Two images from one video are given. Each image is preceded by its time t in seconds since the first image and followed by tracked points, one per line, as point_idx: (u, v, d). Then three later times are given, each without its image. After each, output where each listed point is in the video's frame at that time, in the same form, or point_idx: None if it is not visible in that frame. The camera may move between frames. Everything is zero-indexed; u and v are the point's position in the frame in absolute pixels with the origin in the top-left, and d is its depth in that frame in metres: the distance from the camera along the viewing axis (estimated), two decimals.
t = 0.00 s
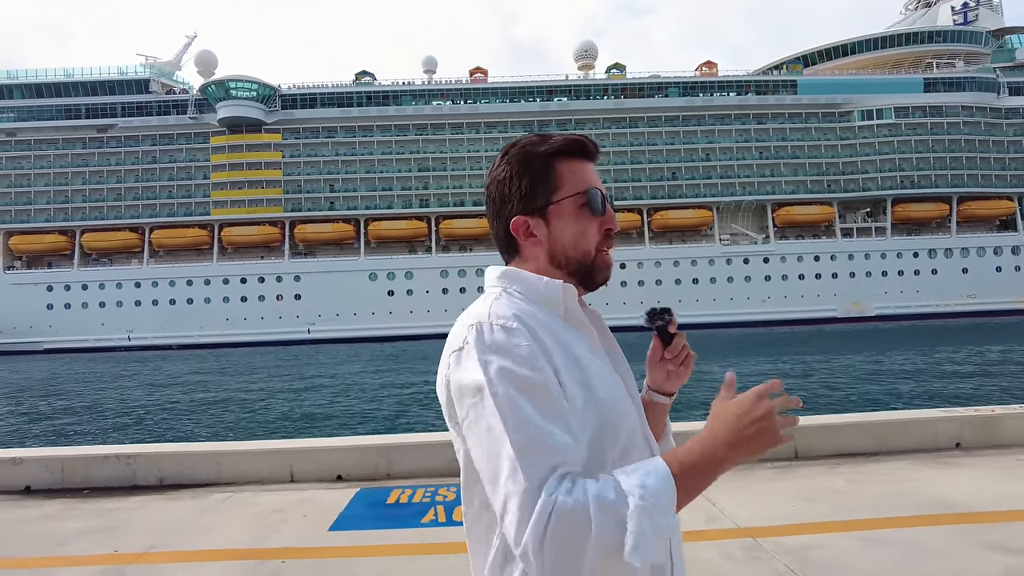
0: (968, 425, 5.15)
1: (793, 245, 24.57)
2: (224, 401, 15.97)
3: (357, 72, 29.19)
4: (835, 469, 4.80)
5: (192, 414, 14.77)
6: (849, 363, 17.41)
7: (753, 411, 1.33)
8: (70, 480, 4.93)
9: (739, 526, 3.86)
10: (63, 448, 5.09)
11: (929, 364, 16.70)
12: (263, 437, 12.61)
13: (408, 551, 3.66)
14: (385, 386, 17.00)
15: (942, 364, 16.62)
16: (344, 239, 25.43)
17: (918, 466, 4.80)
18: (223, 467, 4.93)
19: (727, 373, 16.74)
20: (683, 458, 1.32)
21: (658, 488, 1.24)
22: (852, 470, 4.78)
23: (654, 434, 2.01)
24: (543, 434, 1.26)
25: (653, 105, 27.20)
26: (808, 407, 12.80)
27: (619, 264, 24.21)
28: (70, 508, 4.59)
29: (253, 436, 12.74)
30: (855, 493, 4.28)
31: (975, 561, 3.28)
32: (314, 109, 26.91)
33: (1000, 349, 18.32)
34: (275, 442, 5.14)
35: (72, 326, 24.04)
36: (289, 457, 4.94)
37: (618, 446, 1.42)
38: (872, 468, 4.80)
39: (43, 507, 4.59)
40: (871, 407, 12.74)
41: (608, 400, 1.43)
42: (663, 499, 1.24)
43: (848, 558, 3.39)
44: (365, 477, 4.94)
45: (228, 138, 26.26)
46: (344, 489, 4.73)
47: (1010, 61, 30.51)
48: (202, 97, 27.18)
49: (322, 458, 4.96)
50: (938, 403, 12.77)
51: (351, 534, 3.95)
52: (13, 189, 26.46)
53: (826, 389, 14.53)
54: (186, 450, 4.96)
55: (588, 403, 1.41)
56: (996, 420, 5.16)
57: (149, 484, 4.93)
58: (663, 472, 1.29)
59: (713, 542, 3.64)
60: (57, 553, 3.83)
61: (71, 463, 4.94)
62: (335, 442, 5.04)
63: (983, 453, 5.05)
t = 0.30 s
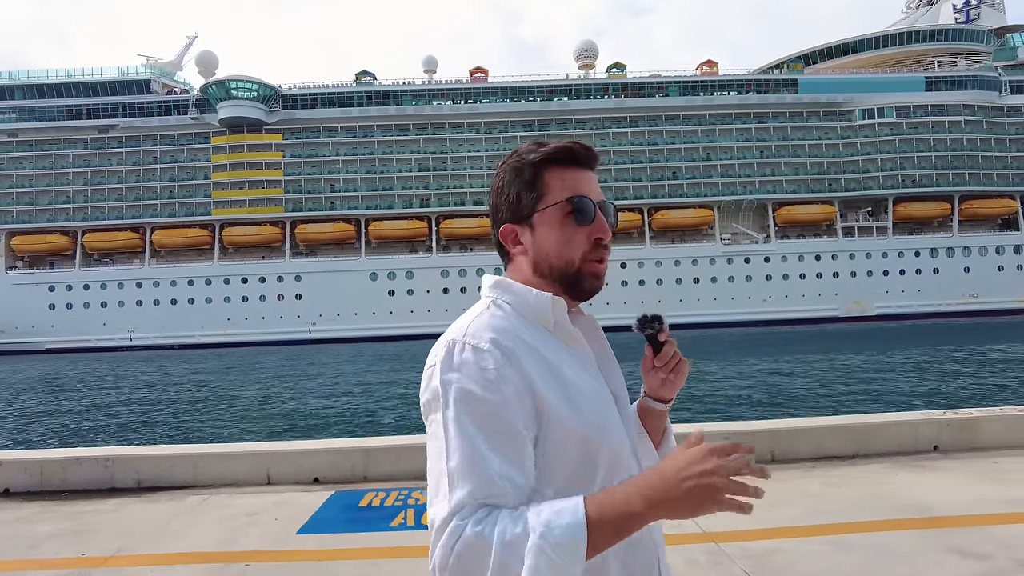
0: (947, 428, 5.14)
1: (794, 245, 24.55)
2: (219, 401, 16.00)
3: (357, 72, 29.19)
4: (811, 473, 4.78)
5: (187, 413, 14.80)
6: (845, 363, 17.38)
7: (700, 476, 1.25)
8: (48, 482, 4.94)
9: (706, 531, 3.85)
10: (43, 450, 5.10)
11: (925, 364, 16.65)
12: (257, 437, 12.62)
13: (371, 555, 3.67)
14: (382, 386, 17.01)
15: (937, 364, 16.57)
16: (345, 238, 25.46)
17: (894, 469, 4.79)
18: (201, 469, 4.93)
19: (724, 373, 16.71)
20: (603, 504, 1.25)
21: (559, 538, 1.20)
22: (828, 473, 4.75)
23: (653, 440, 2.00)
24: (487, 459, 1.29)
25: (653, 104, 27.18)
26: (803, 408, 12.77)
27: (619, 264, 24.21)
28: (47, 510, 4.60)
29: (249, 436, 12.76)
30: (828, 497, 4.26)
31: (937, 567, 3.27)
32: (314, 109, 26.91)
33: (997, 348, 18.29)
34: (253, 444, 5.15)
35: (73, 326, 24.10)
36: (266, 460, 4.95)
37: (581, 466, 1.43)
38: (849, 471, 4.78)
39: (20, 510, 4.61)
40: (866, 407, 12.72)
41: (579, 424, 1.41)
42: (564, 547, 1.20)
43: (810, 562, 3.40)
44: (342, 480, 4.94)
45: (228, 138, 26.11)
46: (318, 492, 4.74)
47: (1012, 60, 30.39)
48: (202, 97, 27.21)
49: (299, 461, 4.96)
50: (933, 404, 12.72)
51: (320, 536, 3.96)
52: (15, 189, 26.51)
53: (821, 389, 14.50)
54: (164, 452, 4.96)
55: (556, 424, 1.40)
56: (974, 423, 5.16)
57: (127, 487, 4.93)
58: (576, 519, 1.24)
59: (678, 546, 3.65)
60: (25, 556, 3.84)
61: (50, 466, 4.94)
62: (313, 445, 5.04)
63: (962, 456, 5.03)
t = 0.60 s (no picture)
0: (925, 427, 5.12)
1: (795, 244, 24.52)
2: (215, 400, 16.01)
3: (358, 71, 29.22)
4: (787, 472, 4.76)
5: (181, 413, 14.83)
6: (842, 363, 17.33)
7: (664, 525, 1.10)
8: (28, 479, 4.96)
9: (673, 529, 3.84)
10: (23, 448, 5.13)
11: (921, 364, 16.59)
12: (253, 436, 12.64)
13: (333, 552, 3.68)
14: (378, 386, 17.01)
15: (934, 364, 16.51)
16: (346, 238, 25.52)
17: (869, 467, 4.77)
18: (179, 467, 4.94)
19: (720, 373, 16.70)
20: (527, 517, 1.16)
21: (477, 546, 1.15)
22: (804, 472, 4.73)
23: (670, 445, 1.99)
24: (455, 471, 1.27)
25: (654, 104, 27.18)
26: (798, 407, 12.75)
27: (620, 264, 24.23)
28: (24, 507, 4.62)
29: (244, 435, 12.79)
30: (799, 495, 4.25)
31: (896, 566, 3.27)
32: (315, 109, 26.96)
33: (995, 348, 18.22)
34: (231, 441, 5.15)
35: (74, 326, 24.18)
36: (244, 457, 4.95)
37: (569, 479, 1.38)
38: (824, 469, 4.76)
39: None
40: (861, 407, 12.69)
41: (571, 436, 1.36)
42: (484, 554, 1.15)
43: (774, 560, 3.39)
44: (318, 478, 4.94)
45: (230, 138, 26.31)
46: (293, 490, 4.74)
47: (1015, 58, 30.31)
48: (204, 97, 27.25)
49: (276, 458, 4.96)
50: (929, 404, 12.68)
51: (287, 534, 3.98)
52: (18, 189, 26.63)
53: (817, 388, 14.47)
54: (142, 449, 4.97)
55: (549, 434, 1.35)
56: (954, 421, 5.13)
57: (105, 484, 4.94)
58: (499, 529, 1.16)
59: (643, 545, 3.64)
60: None
61: (29, 463, 4.97)
62: (290, 442, 5.05)
63: (940, 454, 5.01)
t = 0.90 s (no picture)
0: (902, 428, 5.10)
1: (795, 243, 24.50)
2: (210, 399, 16.04)
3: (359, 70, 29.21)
4: (760, 474, 4.75)
5: (176, 411, 14.88)
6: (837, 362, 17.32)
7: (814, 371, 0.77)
8: (3, 480, 4.97)
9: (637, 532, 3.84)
10: None
11: (916, 363, 16.60)
12: (247, 434, 12.66)
13: (293, 555, 3.70)
14: (375, 385, 17.04)
15: (929, 362, 16.50)
16: (347, 237, 25.57)
17: (842, 469, 4.76)
18: (154, 467, 4.95)
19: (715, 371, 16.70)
20: (642, 393, 0.93)
21: (576, 437, 0.94)
22: (777, 474, 4.72)
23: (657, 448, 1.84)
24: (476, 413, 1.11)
25: (654, 102, 27.17)
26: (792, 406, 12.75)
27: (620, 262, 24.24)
28: None
29: (238, 434, 12.82)
30: (767, 497, 4.25)
31: (851, 569, 3.29)
32: (316, 108, 27.01)
33: (992, 346, 18.20)
34: (206, 442, 5.16)
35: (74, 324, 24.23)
36: (218, 457, 4.96)
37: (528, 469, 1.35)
38: (797, 471, 4.75)
39: None
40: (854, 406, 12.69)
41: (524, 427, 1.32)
42: (587, 440, 0.94)
43: (734, 564, 3.38)
44: (292, 478, 4.96)
45: (230, 136, 26.37)
46: (265, 491, 4.75)
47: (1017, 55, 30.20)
48: (204, 96, 27.26)
49: (250, 459, 4.97)
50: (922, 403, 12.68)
51: (251, 535, 3.99)
52: (19, 188, 26.69)
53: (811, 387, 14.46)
54: (117, 450, 4.97)
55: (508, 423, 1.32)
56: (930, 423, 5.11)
57: (81, 485, 4.94)
58: (603, 415, 0.95)
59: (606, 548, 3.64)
60: None
61: (5, 463, 4.98)
62: (265, 443, 5.05)
63: (915, 456, 5.00)
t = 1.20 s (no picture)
0: (877, 424, 5.09)
1: (794, 240, 24.46)
2: (204, 398, 16.04)
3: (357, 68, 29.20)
4: (733, 470, 4.75)
5: (171, 411, 14.90)
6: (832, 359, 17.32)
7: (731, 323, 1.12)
8: None
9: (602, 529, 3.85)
10: None
11: (910, 360, 16.59)
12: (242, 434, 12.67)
13: (253, 553, 3.71)
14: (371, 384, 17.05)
15: (923, 360, 16.50)
16: (346, 236, 25.60)
17: (815, 466, 4.75)
18: (129, 466, 4.96)
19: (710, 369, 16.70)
20: (620, 371, 1.08)
21: (593, 412, 1.03)
22: (751, 471, 4.72)
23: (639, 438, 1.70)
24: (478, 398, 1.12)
25: (653, 99, 27.15)
26: (786, 403, 12.75)
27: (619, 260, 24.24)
28: None
29: (233, 433, 12.83)
30: (736, 494, 4.25)
31: (808, 565, 3.29)
32: (314, 107, 27.03)
33: (987, 343, 18.20)
34: (182, 440, 5.16)
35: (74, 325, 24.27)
36: (193, 456, 4.98)
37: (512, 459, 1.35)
38: (771, 468, 4.74)
39: None
40: (848, 403, 12.69)
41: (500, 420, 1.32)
42: (602, 414, 1.04)
43: (694, 561, 3.39)
44: (266, 476, 4.96)
45: (229, 136, 26.10)
46: (238, 489, 4.76)
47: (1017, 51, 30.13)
48: (203, 96, 27.30)
49: (225, 457, 4.99)
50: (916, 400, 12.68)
51: (216, 533, 4.01)
52: (19, 189, 26.72)
53: (805, 385, 14.44)
54: (92, 449, 4.98)
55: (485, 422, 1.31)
56: (905, 419, 5.11)
57: (56, 483, 4.96)
58: (605, 393, 1.06)
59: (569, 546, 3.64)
60: None
61: None
62: (239, 441, 5.06)
63: (889, 452, 5.00)
